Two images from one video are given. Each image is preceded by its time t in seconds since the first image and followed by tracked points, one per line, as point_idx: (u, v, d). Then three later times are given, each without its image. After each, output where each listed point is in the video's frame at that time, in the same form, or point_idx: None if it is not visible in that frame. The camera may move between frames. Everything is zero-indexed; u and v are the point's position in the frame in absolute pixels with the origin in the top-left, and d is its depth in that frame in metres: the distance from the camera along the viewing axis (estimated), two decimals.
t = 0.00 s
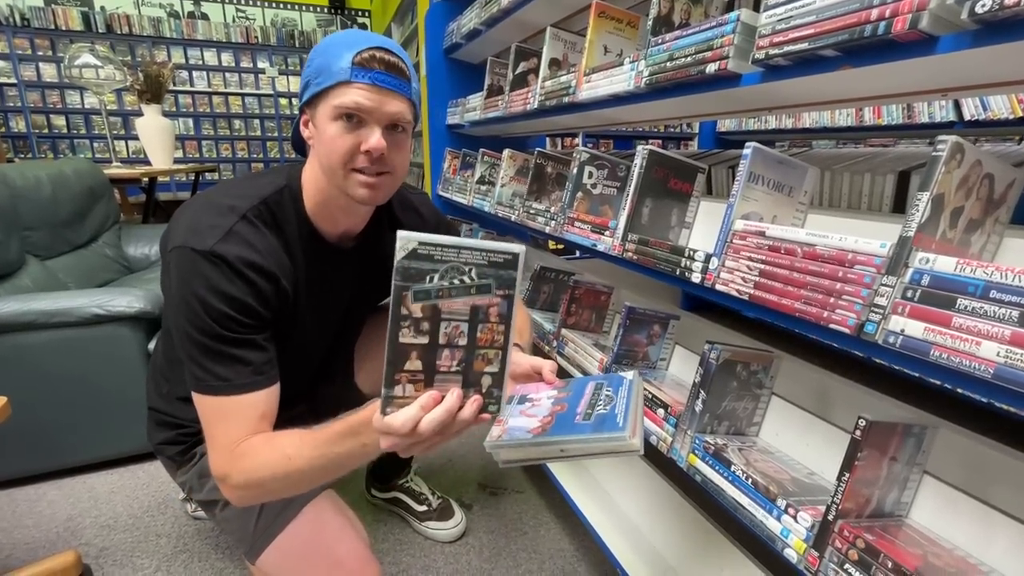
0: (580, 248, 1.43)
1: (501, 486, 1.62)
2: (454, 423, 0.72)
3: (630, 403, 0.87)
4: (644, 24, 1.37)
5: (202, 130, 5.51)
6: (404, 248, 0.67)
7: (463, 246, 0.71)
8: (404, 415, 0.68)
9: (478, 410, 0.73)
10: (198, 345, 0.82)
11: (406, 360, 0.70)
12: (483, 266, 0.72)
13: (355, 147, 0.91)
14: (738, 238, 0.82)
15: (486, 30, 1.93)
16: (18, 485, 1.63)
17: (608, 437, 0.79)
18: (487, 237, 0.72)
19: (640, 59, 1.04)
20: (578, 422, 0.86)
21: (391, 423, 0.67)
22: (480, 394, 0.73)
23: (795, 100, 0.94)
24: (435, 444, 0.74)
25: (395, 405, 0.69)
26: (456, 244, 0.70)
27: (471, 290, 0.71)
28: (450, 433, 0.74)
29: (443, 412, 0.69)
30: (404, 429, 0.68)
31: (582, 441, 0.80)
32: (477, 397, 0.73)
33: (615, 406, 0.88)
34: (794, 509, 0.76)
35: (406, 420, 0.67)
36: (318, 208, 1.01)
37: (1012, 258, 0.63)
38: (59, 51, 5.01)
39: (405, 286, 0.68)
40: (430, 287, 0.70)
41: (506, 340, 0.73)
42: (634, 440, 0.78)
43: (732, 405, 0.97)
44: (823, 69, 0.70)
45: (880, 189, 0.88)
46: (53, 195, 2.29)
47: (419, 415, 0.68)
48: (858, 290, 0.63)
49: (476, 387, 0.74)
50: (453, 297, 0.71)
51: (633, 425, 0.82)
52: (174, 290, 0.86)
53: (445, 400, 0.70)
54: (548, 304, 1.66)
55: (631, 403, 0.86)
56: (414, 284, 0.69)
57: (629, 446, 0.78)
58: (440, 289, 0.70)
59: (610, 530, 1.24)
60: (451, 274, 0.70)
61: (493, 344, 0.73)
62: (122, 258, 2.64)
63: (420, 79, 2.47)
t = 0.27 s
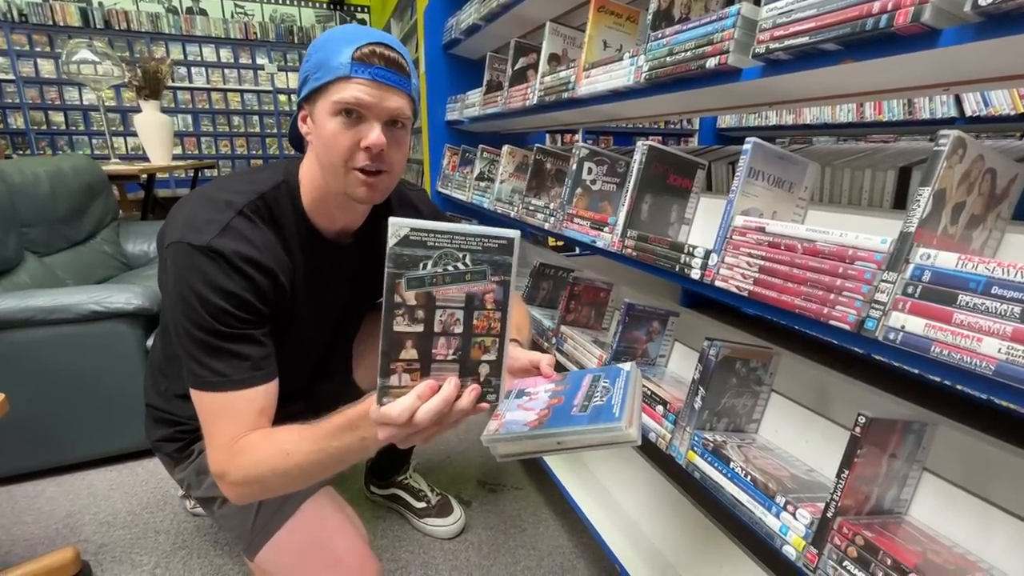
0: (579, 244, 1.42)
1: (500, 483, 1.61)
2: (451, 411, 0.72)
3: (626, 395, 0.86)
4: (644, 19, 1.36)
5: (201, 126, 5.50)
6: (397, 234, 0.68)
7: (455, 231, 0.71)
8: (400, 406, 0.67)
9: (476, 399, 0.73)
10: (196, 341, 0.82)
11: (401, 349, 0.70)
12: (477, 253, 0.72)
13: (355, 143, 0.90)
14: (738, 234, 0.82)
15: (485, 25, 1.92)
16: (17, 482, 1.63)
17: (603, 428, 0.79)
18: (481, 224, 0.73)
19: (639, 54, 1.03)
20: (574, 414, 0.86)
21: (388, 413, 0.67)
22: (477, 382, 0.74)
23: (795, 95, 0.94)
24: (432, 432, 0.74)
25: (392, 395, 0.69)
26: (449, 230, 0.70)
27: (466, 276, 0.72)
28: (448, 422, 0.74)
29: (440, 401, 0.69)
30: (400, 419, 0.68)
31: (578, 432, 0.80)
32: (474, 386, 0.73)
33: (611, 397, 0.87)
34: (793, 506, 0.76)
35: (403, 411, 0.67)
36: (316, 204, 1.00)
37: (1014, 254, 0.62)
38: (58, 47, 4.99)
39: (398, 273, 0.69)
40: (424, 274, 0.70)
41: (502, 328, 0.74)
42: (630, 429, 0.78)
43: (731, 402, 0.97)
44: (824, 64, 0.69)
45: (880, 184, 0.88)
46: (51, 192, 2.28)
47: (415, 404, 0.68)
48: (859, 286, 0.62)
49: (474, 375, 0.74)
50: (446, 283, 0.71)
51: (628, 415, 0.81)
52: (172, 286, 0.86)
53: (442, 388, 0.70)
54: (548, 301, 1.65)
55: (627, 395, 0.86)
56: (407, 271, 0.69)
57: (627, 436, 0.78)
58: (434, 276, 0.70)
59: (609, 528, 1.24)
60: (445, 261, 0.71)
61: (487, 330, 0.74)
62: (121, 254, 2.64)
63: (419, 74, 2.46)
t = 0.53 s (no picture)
0: (579, 238, 1.42)
1: (500, 477, 1.61)
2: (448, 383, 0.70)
3: (624, 392, 0.85)
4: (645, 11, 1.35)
5: (200, 122, 5.48)
6: (381, 209, 0.68)
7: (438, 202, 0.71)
8: (396, 378, 0.66)
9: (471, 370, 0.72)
10: (193, 335, 0.82)
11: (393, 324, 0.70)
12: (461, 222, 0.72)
13: (355, 135, 0.89)
14: (740, 227, 0.81)
15: (485, 18, 1.91)
16: (17, 476, 1.63)
17: (600, 424, 0.78)
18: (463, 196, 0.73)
19: (641, 45, 1.02)
20: (572, 409, 0.85)
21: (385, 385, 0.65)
22: (470, 354, 0.73)
23: (797, 86, 0.93)
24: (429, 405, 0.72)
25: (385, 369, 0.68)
26: (433, 203, 0.71)
27: (452, 249, 0.72)
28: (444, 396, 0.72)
29: (435, 372, 0.67)
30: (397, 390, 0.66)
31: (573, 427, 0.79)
32: (468, 358, 0.71)
33: (609, 394, 0.87)
34: (795, 500, 0.76)
35: (399, 383, 0.65)
36: (316, 197, 0.99)
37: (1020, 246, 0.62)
38: (56, 41, 4.97)
39: (385, 247, 0.69)
40: (410, 247, 0.70)
41: (492, 299, 0.74)
42: (628, 426, 0.77)
43: (732, 396, 0.97)
44: (829, 54, 0.68)
45: (884, 177, 0.87)
46: (49, 187, 2.27)
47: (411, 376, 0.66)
48: (863, 278, 0.62)
49: (467, 348, 0.73)
50: (433, 254, 0.71)
51: (626, 412, 0.80)
52: (169, 280, 0.85)
53: (437, 360, 0.69)
54: (548, 296, 1.65)
55: (626, 393, 0.85)
56: (393, 246, 0.69)
57: (622, 432, 0.77)
58: (420, 250, 0.70)
59: (610, 523, 1.23)
60: (430, 234, 0.71)
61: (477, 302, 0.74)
62: (120, 249, 2.63)
63: (419, 68, 2.45)
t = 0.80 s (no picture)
0: (580, 232, 1.41)
1: (501, 472, 1.61)
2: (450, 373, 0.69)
3: (624, 390, 0.85)
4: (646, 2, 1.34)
5: (200, 117, 5.47)
6: (377, 197, 0.68)
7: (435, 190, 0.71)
8: (396, 369, 0.65)
9: (474, 362, 0.71)
10: (190, 328, 0.81)
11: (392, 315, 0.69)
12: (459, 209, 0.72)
13: (353, 128, 0.89)
14: (743, 218, 0.80)
15: (486, 11, 1.90)
16: (17, 470, 1.63)
17: (600, 422, 0.77)
18: (462, 185, 0.73)
19: (643, 36, 1.01)
20: (571, 407, 0.85)
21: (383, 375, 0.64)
22: (472, 344, 0.71)
23: (802, 76, 0.92)
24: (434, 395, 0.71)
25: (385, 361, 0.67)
26: (431, 192, 0.70)
27: (451, 238, 0.71)
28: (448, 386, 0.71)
29: (435, 363, 0.66)
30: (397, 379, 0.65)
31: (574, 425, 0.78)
32: (469, 348, 0.70)
33: (608, 392, 0.86)
34: (797, 494, 0.75)
35: (399, 374, 0.64)
36: (313, 190, 0.99)
37: None
38: (54, 36, 4.95)
39: (383, 237, 0.68)
40: (409, 237, 0.69)
41: (493, 287, 0.73)
42: (627, 425, 0.77)
43: (734, 390, 0.96)
44: (835, 42, 0.67)
45: (889, 168, 0.86)
46: (48, 181, 2.26)
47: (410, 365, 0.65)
48: (869, 269, 0.61)
49: (468, 338, 0.72)
50: (432, 242, 0.70)
51: (625, 410, 0.80)
52: (166, 272, 0.84)
53: (437, 351, 0.67)
54: (549, 290, 1.64)
55: (625, 391, 0.84)
56: (392, 234, 0.68)
57: (620, 431, 0.77)
58: (419, 238, 0.69)
59: (613, 518, 1.22)
60: (428, 222, 0.70)
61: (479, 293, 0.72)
62: (120, 244, 2.62)
63: (419, 62, 2.43)
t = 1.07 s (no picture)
0: (581, 226, 1.40)
1: (501, 466, 1.61)
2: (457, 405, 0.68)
3: (620, 398, 0.86)
4: None
5: (199, 112, 5.45)
6: (395, 233, 0.61)
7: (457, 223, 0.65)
8: (409, 408, 0.63)
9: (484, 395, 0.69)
10: (188, 325, 0.80)
11: (405, 351, 0.65)
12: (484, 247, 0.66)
13: (350, 125, 0.88)
14: (746, 211, 0.79)
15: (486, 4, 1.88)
16: (17, 465, 1.62)
17: (596, 429, 0.78)
18: (484, 216, 0.66)
19: (645, 27, 1.00)
20: (567, 412, 0.85)
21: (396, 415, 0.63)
22: (484, 378, 0.69)
23: (805, 67, 0.91)
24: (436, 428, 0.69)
25: (397, 398, 0.64)
26: (455, 225, 0.63)
27: (469, 272, 0.66)
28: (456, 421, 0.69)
29: (450, 401, 0.65)
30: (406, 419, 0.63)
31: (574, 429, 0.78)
32: (482, 383, 0.69)
33: (605, 399, 0.87)
34: (799, 487, 0.74)
35: (413, 413, 0.63)
36: (311, 186, 0.98)
37: None
38: (52, 30, 4.92)
39: (398, 274, 0.63)
40: (425, 273, 0.64)
41: (509, 322, 0.69)
42: (622, 434, 0.78)
43: (735, 384, 0.95)
44: (839, 32, 0.66)
45: (893, 161, 0.85)
46: (46, 176, 2.25)
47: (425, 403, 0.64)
48: (872, 261, 0.60)
49: (481, 371, 0.69)
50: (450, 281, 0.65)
51: (621, 419, 0.80)
52: (163, 269, 0.84)
53: (450, 388, 0.66)
54: (549, 285, 1.64)
55: (621, 399, 0.85)
56: (408, 271, 0.63)
57: (614, 438, 0.77)
58: (436, 275, 0.64)
59: (613, 513, 1.22)
60: (447, 258, 0.64)
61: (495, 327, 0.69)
62: (119, 239, 2.61)
63: (419, 56, 2.42)
